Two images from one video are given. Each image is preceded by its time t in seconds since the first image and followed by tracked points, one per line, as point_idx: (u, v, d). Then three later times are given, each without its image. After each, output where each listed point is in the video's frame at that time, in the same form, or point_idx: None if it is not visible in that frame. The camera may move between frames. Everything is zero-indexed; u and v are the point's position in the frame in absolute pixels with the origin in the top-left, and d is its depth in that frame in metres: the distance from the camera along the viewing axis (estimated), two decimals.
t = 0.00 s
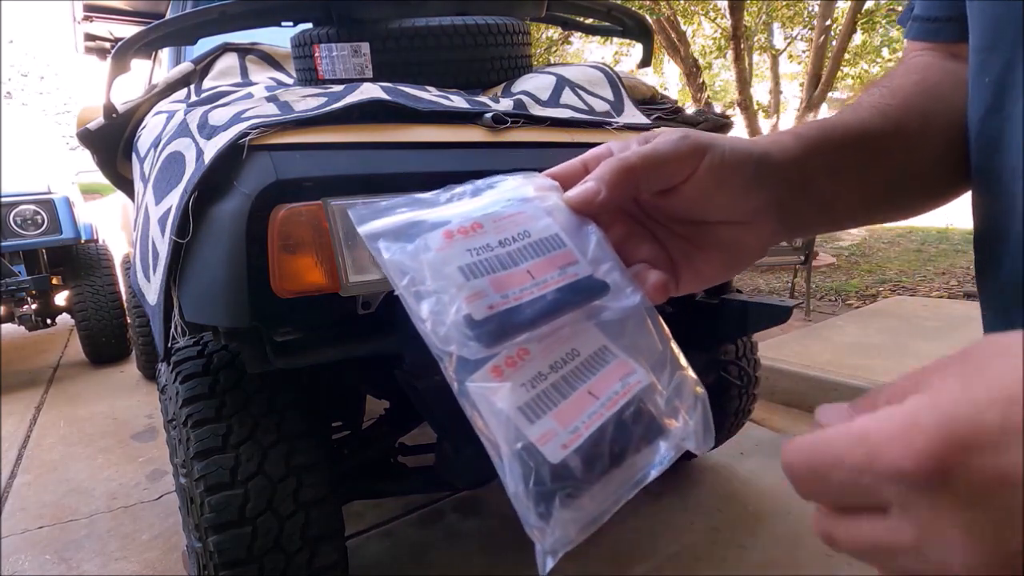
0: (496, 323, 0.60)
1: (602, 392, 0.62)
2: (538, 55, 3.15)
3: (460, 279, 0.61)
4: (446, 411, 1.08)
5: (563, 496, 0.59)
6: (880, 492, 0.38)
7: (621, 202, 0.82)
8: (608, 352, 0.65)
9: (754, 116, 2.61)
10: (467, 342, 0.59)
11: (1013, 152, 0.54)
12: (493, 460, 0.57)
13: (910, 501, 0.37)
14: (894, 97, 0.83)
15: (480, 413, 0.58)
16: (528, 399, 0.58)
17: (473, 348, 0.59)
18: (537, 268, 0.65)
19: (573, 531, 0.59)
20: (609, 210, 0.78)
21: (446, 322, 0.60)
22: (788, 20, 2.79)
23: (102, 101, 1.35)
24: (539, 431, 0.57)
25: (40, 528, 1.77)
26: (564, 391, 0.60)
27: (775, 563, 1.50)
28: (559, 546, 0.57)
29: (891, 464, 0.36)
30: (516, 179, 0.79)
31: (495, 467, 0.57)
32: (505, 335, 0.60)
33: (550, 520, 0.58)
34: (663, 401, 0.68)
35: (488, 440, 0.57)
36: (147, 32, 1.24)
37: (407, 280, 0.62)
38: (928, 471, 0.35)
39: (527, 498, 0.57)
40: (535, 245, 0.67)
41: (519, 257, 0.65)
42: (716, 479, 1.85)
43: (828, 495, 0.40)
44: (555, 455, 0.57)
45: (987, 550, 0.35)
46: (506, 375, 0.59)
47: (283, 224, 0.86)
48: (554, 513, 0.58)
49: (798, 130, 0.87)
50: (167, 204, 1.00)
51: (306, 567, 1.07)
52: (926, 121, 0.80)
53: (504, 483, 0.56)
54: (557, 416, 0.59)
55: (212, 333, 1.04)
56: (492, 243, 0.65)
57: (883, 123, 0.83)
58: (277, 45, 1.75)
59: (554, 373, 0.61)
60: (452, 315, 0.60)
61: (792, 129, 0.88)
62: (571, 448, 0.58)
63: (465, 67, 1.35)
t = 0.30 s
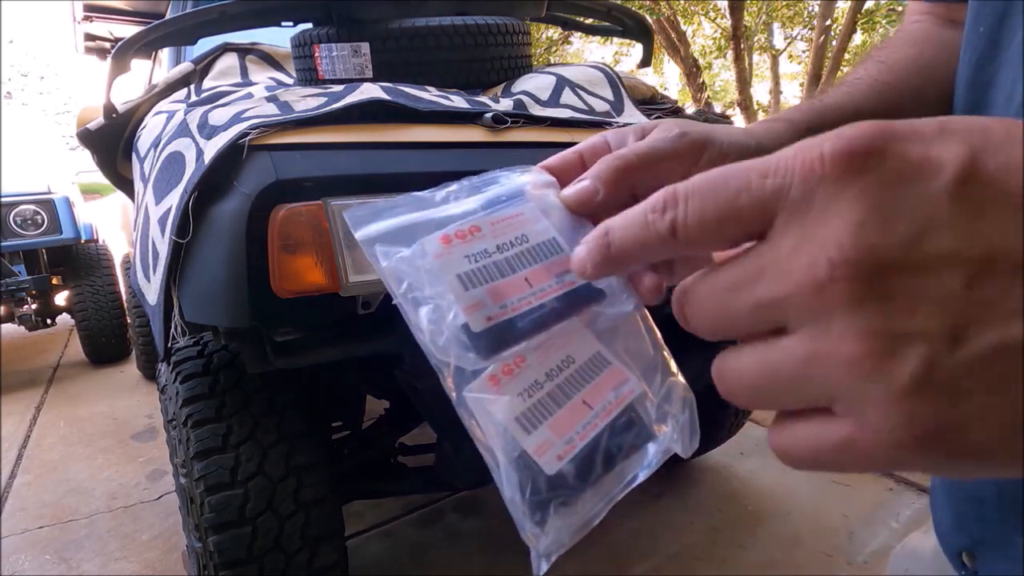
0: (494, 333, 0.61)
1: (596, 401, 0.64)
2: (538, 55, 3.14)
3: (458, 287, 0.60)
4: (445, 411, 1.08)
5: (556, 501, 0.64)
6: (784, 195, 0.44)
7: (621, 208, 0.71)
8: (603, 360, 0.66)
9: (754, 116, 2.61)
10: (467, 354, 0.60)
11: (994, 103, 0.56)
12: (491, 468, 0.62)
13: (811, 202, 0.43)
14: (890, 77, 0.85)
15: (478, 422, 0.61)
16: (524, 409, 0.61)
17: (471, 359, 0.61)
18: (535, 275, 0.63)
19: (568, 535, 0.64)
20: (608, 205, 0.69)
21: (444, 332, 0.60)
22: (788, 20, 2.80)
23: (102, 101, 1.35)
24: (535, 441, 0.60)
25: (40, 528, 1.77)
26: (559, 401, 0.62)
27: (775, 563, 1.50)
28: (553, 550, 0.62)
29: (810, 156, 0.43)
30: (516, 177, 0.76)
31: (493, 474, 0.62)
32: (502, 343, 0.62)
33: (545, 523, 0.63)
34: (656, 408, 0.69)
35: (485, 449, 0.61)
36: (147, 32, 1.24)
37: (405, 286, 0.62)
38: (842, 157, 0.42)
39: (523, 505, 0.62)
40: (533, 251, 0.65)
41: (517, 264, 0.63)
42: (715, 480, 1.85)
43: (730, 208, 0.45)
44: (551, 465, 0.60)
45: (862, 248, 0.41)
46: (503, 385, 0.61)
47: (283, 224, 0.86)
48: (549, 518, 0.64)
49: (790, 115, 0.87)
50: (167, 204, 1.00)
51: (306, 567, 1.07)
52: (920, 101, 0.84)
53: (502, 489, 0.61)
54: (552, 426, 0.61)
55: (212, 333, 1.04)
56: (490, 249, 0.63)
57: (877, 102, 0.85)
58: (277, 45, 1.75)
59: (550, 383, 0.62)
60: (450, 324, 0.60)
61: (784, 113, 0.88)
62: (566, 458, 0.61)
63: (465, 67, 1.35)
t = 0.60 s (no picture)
0: (498, 345, 0.61)
1: (601, 414, 0.63)
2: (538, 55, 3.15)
3: (463, 297, 0.60)
4: (445, 412, 1.07)
5: (561, 519, 0.63)
6: (731, 213, 0.48)
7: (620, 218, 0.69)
8: (607, 372, 0.65)
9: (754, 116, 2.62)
10: (471, 367, 0.60)
11: (1000, 99, 0.56)
12: (495, 484, 0.61)
13: (754, 216, 0.47)
14: (895, 73, 0.85)
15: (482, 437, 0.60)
16: (530, 423, 0.60)
17: (475, 371, 0.60)
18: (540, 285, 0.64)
19: (574, 552, 0.63)
20: (612, 211, 0.68)
21: (447, 343, 0.60)
22: (788, 20, 2.81)
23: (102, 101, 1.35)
24: (541, 457, 0.60)
25: (40, 528, 1.77)
26: (564, 414, 0.62)
27: (775, 563, 1.50)
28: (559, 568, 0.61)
29: (753, 175, 0.47)
30: (518, 181, 0.76)
31: (496, 490, 0.60)
32: (506, 355, 0.62)
33: (552, 540, 0.62)
34: (662, 421, 0.69)
35: (490, 465, 0.60)
36: (147, 31, 1.24)
37: (407, 294, 0.61)
38: (778, 173, 0.46)
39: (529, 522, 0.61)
40: (537, 257, 0.65)
41: (521, 272, 0.63)
42: (715, 480, 1.85)
43: (683, 224, 0.49)
44: (557, 481, 0.60)
45: (796, 250, 0.44)
46: (507, 399, 0.60)
47: (283, 224, 0.86)
48: (555, 536, 0.62)
49: (792, 114, 0.85)
50: (167, 204, 1.00)
51: (306, 567, 1.07)
52: (923, 99, 0.83)
53: (506, 506, 0.60)
54: (558, 441, 0.61)
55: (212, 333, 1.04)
56: (494, 254, 0.64)
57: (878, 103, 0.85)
58: (277, 45, 1.75)
59: (555, 396, 0.62)
60: (453, 335, 0.60)
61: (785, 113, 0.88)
62: (572, 473, 0.61)
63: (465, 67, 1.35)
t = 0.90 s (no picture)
0: (502, 339, 0.62)
1: (607, 409, 0.63)
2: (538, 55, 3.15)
3: (467, 290, 0.60)
4: (445, 412, 1.07)
5: (568, 515, 0.62)
6: (703, 215, 0.48)
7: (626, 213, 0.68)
8: (613, 367, 0.65)
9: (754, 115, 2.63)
10: (477, 361, 0.61)
11: (1007, 94, 0.56)
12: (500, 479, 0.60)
13: (726, 218, 0.48)
14: (900, 70, 0.84)
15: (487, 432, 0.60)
16: (534, 417, 0.60)
17: (480, 365, 0.61)
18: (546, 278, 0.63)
19: (580, 549, 0.61)
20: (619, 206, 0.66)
21: (452, 337, 0.61)
22: (787, 20, 2.82)
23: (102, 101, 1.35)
24: (546, 451, 0.59)
25: (40, 528, 1.77)
26: (569, 409, 0.61)
27: (776, 563, 1.50)
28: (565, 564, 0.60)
29: (724, 178, 0.48)
30: (524, 175, 0.75)
31: (501, 485, 0.59)
32: (508, 351, 0.62)
33: (559, 537, 0.61)
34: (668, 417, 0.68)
35: (494, 460, 0.59)
36: (147, 31, 1.24)
37: (412, 287, 0.62)
38: (749, 176, 0.47)
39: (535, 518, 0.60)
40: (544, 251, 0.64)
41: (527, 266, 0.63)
42: (715, 480, 1.85)
43: (660, 227, 0.49)
44: (563, 475, 0.59)
45: (766, 251, 0.45)
46: (512, 392, 0.60)
47: (283, 224, 0.86)
48: (562, 532, 0.61)
49: (793, 114, 0.85)
50: (167, 204, 1.00)
51: (306, 567, 1.07)
52: (928, 96, 0.83)
53: (511, 501, 0.59)
54: (564, 436, 0.60)
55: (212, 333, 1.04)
56: (499, 248, 0.63)
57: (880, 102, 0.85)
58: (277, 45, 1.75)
59: (560, 390, 0.62)
60: (458, 329, 0.61)
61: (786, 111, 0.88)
62: (578, 469, 0.60)
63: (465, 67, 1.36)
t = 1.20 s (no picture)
0: (503, 330, 0.61)
1: (604, 396, 0.63)
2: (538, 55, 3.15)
3: (469, 283, 0.61)
4: (445, 410, 1.08)
5: (565, 501, 0.62)
6: (706, 175, 0.50)
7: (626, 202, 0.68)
8: (610, 357, 0.65)
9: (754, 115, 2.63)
10: (476, 352, 0.60)
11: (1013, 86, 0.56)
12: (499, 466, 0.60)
13: (726, 176, 0.49)
14: (900, 67, 0.84)
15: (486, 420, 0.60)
16: (534, 407, 0.60)
17: (480, 356, 0.61)
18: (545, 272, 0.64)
19: (576, 533, 0.62)
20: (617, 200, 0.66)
21: (454, 328, 0.61)
22: (787, 20, 2.83)
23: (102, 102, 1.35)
24: (544, 440, 0.60)
25: (40, 528, 1.77)
26: (568, 398, 0.62)
27: (776, 563, 1.49)
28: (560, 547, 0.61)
29: (727, 142, 0.50)
30: (523, 167, 0.76)
31: (500, 472, 0.60)
32: (508, 340, 0.62)
33: (556, 521, 0.61)
34: (664, 406, 0.68)
35: (492, 447, 0.60)
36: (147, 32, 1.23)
37: (414, 279, 0.61)
38: (749, 136, 0.49)
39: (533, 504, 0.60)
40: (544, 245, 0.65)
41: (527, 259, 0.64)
42: (715, 480, 1.85)
43: (664, 192, 0.51)
44: (560, 464, 0.60)
45: (762, 203, 0.46)
46: (511, 382, 0.60)
47: (283, 224, 0.86)
48: (558, 517, 0.62)
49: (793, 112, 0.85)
50: (167, 204, 1.00)
51: (306, 567, 1.07)
52: (930, 93, 0.83)
53: (510, 488, 0.59)
54: (562, 424, 0.61)
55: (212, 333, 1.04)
56: (499, 241, 0.64)
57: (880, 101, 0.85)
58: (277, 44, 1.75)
59: (558, 379, 0.62)
60: (459, 320, 0.61)
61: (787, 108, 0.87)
62: (575, 456, 0.61)
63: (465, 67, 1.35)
